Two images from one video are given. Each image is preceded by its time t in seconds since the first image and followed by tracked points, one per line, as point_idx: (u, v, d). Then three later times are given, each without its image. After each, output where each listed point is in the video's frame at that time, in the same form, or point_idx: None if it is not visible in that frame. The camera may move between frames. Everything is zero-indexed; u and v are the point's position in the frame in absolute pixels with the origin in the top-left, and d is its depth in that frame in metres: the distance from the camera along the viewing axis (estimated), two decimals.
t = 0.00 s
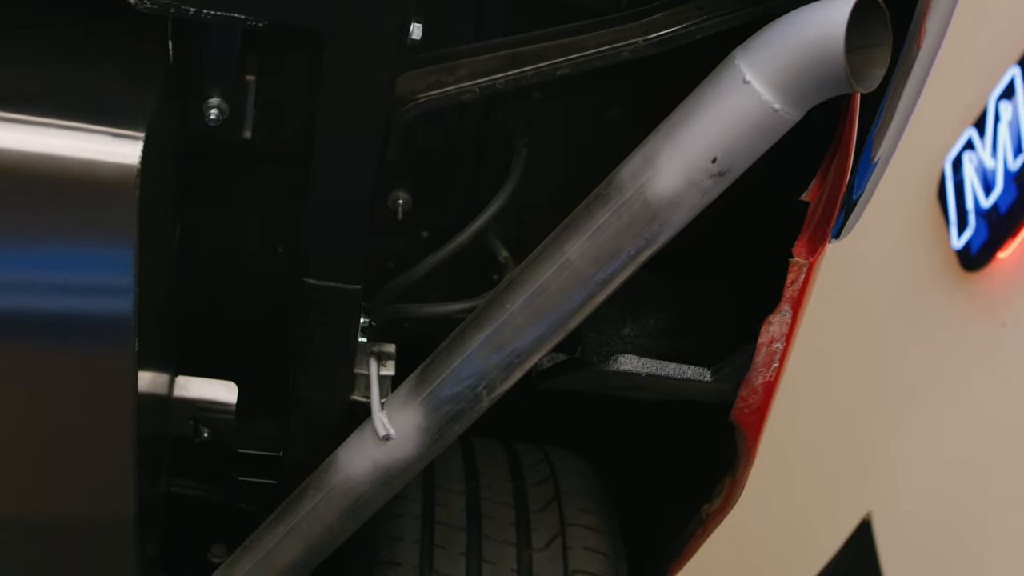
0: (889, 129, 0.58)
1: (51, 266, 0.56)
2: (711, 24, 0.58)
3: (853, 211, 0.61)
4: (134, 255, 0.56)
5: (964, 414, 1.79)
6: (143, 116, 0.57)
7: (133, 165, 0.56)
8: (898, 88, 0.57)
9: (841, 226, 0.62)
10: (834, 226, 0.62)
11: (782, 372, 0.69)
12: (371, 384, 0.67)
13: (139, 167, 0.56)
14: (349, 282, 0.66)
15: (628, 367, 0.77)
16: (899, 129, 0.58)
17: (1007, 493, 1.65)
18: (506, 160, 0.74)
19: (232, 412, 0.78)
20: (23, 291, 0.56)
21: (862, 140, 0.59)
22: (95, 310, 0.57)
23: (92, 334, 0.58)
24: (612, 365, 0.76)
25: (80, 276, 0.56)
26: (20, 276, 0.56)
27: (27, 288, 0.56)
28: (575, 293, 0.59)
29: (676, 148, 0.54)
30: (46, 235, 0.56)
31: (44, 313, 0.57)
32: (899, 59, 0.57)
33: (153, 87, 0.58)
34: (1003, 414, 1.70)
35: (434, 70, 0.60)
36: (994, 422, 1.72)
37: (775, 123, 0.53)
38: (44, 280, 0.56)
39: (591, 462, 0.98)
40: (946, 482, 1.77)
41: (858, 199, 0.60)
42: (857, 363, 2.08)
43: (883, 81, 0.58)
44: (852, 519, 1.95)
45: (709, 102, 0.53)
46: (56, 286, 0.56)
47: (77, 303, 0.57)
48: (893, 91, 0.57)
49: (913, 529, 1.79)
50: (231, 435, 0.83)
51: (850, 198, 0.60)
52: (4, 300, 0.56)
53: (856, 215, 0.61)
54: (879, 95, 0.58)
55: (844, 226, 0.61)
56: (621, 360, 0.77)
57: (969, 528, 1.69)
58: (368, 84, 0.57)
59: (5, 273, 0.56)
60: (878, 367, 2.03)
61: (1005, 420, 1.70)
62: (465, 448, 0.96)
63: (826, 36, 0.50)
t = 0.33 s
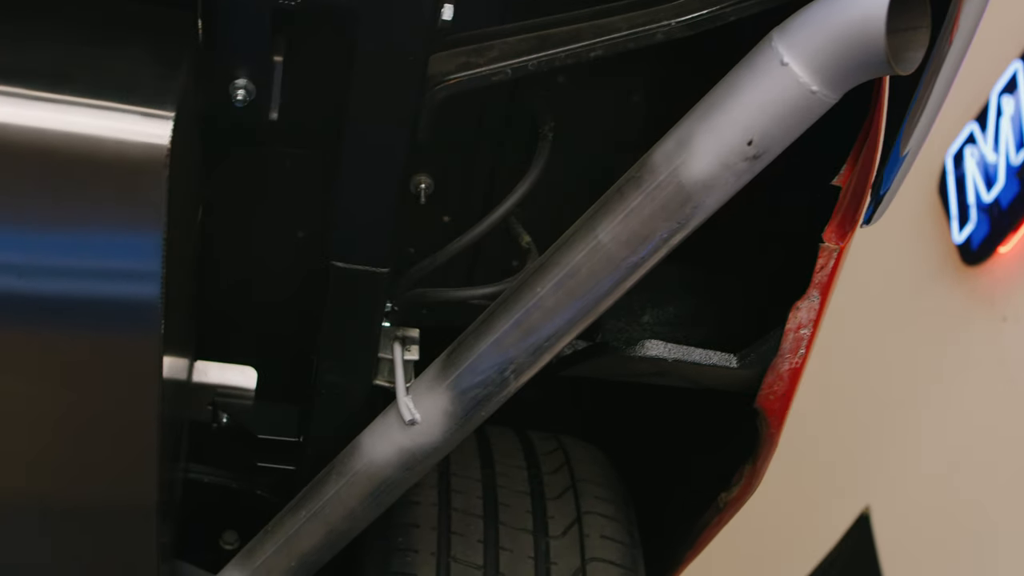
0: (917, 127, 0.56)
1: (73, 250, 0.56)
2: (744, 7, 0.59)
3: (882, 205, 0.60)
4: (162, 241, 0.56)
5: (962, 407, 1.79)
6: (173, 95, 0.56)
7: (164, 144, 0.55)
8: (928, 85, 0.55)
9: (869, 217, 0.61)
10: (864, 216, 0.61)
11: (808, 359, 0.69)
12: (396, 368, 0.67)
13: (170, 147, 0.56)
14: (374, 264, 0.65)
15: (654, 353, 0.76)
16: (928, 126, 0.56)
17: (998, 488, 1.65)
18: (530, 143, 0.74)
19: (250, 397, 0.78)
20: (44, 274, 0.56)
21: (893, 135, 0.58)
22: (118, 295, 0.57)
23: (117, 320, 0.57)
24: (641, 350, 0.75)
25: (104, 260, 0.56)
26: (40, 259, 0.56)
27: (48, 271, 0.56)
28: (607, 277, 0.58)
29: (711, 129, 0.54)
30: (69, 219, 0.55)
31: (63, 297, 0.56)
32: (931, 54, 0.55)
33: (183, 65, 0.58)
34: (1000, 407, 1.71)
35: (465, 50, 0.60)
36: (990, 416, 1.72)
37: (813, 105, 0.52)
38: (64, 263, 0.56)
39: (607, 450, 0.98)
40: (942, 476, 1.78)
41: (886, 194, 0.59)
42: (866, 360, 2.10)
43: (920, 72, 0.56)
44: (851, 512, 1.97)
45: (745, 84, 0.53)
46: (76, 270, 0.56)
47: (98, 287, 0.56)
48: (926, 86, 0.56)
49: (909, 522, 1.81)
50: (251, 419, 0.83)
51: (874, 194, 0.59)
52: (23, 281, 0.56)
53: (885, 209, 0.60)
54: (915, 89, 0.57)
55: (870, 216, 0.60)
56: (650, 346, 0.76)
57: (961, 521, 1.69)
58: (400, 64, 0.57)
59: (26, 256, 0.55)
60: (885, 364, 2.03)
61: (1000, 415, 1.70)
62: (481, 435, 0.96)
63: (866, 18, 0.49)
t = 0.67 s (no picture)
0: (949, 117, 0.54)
1: (106, 235, 0.55)
2: None
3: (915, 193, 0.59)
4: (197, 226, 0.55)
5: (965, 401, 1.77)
6: (207, 74, 0.56)
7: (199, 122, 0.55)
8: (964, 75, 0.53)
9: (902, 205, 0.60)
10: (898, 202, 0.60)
11: (838, 343, 0.69)
12: (425, 351, 0.67)
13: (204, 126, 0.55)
14: (406, 246, 0.65)
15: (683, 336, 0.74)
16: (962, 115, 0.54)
17: (994, 485, 1.61)
18: (557, 127, 0.74)
19: (271, 385, 0.81)
20: (74, 257, 0.55)
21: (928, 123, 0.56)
22: (150, 278, 0.56)
23: (149, 304, 0.57)
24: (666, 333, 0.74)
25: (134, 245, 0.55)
26: (71, 242, 0.55)
27: (79, 255, 0.55)
28: (642, 259, 0.58)
29: (751, 110, 0.54)
30: (102, 206, 0.55)
31: (94, 280, 0.56)
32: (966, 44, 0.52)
33: (216, 44, 0.58)
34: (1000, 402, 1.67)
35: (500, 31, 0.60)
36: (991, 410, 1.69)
37: (855, 86, 0.52)
38: (97, 247, 0.55)
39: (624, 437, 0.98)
40: (944, 470, 1.76)
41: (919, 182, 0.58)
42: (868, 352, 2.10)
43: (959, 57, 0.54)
44: (851, 503, 1.99)
45: (786, 64, 0.53)
46: (108, 254, 0.55)
47: (129, 271, 0.56)
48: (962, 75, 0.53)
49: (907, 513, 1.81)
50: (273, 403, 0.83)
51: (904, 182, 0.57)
52: (53, 265, 0.55)
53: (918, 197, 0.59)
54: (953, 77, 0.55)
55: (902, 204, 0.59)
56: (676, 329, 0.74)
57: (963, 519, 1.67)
58: (435, 44, 0.56)
59: (56, 240, 0.55)
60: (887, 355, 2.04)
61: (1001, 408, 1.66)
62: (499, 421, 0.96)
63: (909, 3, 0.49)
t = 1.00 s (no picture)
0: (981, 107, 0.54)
1: (134, 215, 0.54)
2: None
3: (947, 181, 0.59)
4: (230, 208, 0.55)
5: (965, 395, 1.76)
6: (245, 50, 0.55)
7: (237, 98, 0.54)
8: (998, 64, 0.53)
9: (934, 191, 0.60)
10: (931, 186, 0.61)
11: (869, 324, 0.69)
12: (455, 331, 0.67)
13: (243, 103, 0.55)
14: (439, 225, 0.65)
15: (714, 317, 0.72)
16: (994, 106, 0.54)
17: (994, 483, 1.61)
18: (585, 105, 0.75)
19: (296, 363, 0.83)
20: (101, 237, 0.54)
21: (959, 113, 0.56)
22: (177, 260, 0.55)
23: (181, 286, 0.56)
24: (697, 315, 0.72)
25: (168, 226, 0.55)
26: (97, 222, 0.54)
27: (105, 235, 0.54)
28: (679, 237, 0.58)
29: (792, 88, 0.54)
30: (130, 188, 0.54)
31: (120, 261, 0.55)
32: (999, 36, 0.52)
33: (253, 20, 0.57)
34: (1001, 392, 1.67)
35: (534, 9, 0.60)
36: (991, 406, 1.68)
37: (897, 63, 0.52)
38: (124, 227, 0.54)
39: (642, 422, 0.98)
40: (944, 463, 1.76)
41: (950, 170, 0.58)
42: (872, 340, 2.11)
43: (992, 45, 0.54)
44: (852, 494, 2.00)
45: (827, 41, 0.53)
46: (135, 235, 0.54)
47: (157, 252, 0.55)
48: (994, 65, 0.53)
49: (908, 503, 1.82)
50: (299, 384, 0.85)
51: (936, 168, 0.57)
52: (79, 244, 0.54)
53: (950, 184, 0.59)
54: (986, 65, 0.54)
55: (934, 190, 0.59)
56: (708, 311, 0.72)
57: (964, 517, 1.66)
58: (473, 22, 0.56)
59: (82, 219, 0.54)
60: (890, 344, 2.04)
61: (1001, 404, 1.66)
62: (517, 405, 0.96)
63: None
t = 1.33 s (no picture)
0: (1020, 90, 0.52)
1: (162, 193, 0.53)
2: None
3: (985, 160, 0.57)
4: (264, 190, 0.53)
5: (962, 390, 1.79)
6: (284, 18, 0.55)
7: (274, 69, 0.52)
8: None
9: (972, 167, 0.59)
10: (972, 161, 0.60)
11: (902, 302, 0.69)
12: (485, 307, 0.67)
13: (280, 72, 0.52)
14: (473, 201, 0.65)
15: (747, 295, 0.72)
16: None
17: (996, 479, 1.62)
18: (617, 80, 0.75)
19: (319, 342, 0.84)
20: (133, 215, 0.54)
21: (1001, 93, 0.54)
22: (212, 237, 0.55)
23: (213, 263, 0.56)
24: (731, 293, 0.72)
25: (200, 206, 0.54)
26: (129, 200, 0.53)
27: (138, 213, 0.54)
28: (717, 211, 0.58)
29: (835, 61, 0.53)
30: (161, 166, 0.53)
31: (154, 236, 0.54)
32: None
33: None
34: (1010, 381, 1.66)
35: None
36: (986, 404, 1.70)
37: (942, 36, 0.52)
38: (156, 204, 0.54)
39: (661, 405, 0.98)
40: (952, 453, 1.75)
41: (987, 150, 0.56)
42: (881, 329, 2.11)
43: None
44: (857, 482, 2.00)
45: (871, 15, 0.52)
46: (167, 213, 0.54)
47: (191, 229, 0.54)
48: None
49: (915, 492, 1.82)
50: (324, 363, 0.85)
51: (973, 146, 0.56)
52: (110, 221, 0.54)
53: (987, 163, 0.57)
54: None
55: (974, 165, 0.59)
56: (740, 288, 0.72)
57: (965, 512, 1.68)
58: None
59: (113, 196, 0.53)
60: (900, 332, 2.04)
61: (996, 401, 1.68)
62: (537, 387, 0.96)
63: None
